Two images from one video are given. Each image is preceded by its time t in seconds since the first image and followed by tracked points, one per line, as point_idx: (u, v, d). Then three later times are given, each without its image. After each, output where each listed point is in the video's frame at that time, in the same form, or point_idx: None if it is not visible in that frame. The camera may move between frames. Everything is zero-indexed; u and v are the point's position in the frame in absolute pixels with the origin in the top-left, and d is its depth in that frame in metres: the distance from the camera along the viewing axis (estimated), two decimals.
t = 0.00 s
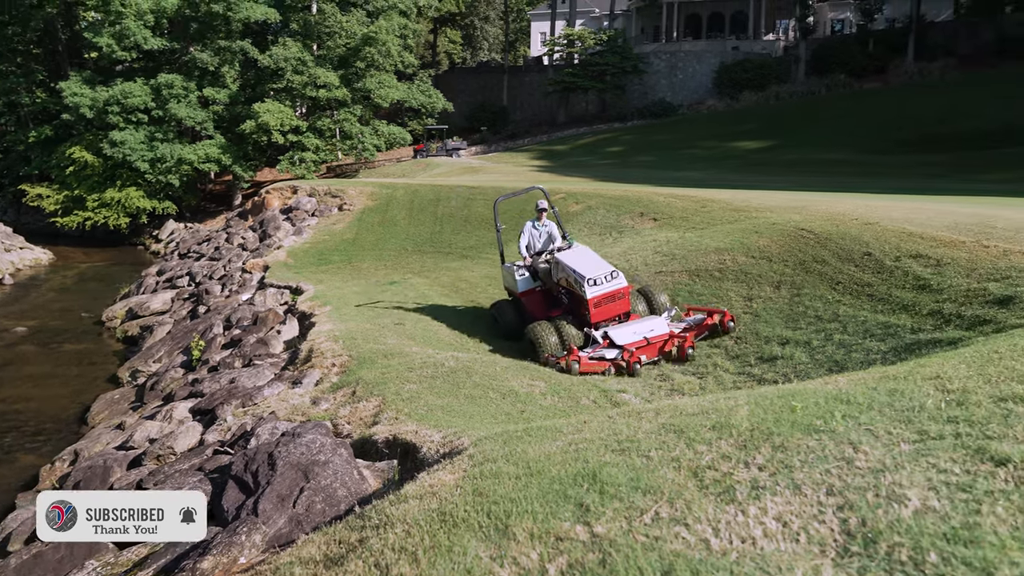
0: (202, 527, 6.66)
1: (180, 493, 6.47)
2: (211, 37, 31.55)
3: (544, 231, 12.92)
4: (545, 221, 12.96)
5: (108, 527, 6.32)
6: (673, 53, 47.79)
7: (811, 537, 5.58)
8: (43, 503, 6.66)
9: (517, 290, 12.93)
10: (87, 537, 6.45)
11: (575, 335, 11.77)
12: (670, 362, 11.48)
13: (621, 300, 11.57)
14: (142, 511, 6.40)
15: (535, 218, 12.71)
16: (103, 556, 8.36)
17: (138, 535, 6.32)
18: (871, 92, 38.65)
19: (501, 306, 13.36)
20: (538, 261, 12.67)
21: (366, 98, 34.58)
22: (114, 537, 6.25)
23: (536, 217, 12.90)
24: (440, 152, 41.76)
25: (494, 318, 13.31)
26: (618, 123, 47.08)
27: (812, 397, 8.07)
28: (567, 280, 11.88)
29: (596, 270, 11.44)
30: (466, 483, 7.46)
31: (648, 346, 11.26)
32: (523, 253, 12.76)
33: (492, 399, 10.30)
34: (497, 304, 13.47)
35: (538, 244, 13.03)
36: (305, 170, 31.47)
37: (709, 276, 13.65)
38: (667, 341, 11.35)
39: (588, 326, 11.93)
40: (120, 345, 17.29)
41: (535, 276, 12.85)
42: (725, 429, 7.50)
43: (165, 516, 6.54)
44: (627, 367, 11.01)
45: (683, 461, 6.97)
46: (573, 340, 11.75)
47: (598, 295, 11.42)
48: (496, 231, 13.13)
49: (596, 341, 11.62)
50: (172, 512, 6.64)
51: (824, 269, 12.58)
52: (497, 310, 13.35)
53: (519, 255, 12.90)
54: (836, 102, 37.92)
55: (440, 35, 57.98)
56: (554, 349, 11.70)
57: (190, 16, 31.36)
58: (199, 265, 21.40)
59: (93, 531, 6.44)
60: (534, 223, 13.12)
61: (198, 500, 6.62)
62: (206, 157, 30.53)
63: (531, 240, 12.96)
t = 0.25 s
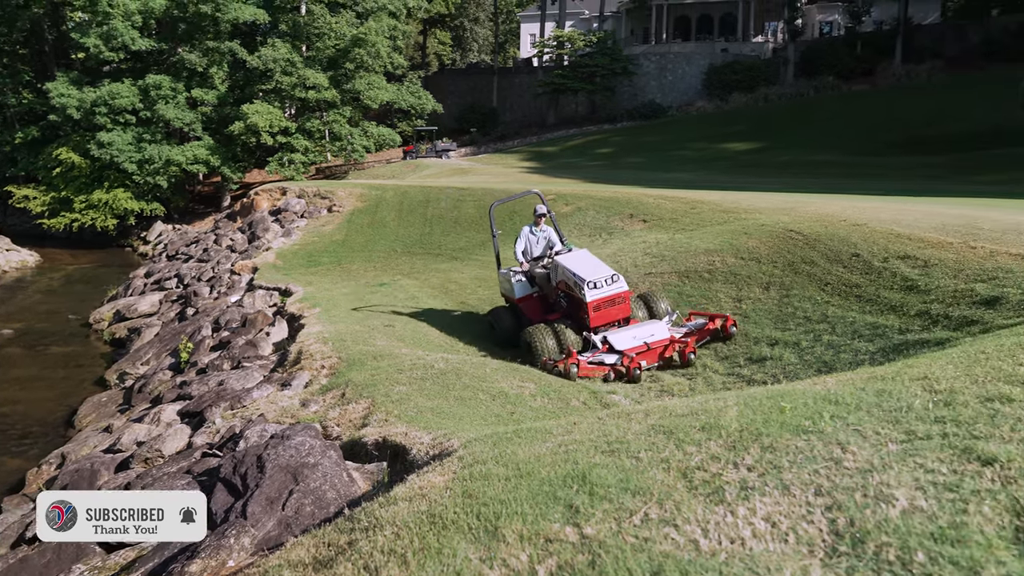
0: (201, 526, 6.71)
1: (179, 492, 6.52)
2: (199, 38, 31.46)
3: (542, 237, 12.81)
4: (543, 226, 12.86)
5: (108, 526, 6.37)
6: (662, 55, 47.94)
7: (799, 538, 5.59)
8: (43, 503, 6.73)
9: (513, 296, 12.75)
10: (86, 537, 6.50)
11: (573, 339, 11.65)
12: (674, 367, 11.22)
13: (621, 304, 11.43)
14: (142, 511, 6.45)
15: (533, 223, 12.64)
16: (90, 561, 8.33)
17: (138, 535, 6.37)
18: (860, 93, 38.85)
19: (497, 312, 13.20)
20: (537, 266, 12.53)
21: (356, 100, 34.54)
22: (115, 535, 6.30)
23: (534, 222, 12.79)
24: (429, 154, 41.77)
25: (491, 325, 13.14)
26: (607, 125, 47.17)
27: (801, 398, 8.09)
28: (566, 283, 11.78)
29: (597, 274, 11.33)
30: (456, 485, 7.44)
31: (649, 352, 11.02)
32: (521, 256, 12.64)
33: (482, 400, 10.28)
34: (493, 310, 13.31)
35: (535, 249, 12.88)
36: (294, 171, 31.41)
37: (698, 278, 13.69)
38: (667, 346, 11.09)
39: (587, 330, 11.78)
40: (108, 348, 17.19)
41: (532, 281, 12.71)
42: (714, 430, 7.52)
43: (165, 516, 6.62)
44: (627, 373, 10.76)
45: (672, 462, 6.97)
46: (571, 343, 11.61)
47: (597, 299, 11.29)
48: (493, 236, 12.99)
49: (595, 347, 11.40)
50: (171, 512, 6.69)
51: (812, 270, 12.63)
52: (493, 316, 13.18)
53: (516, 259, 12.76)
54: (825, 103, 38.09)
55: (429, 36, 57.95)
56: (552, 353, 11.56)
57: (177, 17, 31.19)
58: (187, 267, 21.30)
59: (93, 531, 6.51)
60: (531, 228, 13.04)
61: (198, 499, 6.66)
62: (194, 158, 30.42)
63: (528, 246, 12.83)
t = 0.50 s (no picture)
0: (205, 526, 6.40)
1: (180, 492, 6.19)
2: (184, 40, 31.29)
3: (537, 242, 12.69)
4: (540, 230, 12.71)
5: (107, 527, 6.13)
6: (649, 58, 48.14)
7: (785, 538, 5.61)
8: (44, 503, 6.56)
9: (508, 302, 12.57)
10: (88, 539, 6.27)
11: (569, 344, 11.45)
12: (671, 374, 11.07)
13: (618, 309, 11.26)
14: (141, 511, 6.17)
15: (530, 228, 12.62)
16: (73, 567, 8.27)
17: (136, 537, 6.09)
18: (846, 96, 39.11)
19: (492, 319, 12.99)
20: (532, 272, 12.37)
21: (342, 102, 34.45)
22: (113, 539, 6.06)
23: (530, 228, 12.75)
24: (416, 156, 41.75)
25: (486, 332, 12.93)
26: (594, 127, 47.29)
27: (786, 399, 8.11)
28: (562, 288, 11.62)
29: (594, 277, 11.18)
30: (443, 488, 7.42)
31: (647, 358, 10.82)
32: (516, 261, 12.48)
33: (468, 403, 10.27)
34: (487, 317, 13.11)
35: (530, 255, 12.82)
36: (280, 173, 31.31)
37: (684, 280, 13.73)
38: (666, 352, 10.90)
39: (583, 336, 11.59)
40: (91, 351, 17.05)
41: (527, 286, 12.54)
42: (700, 431, 7.53)
43: (167, 515, 6.30)
44: (625, 380, 10.57)
45: (658, 464, 6.98)
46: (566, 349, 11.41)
47: (594, 303, 11.14)
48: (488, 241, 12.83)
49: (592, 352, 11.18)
50: (173, 511, 6.38)
51: (798, 272, 12.70)
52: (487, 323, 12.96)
53: (511, 264, 12.61)
54: (812, 106, 38.32)
55: (416, 39, 57.92)
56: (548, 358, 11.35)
57: (162, 18, 30.93)
58: (172, 270, 21.18)
59: (93, 531, 6.27)
60: (528, 233, 12.92)
61: (201, 498, 6.29)
62: (179, 160, 30.25)
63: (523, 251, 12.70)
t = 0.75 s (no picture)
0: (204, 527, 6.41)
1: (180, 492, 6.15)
2: (171, 41, 31.16)
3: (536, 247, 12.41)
4: (539, 236, 12.45)
5: (108, 527, 6.06)
6: (637, 60, 48.29)
7: (773, 540, 5.63)
8: (44, 503, 6.42)
9: (506, 308, 12.38)
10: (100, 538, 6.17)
11: (568, 349, 11.23)
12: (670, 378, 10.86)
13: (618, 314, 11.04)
14: (141, 511, 6.10)
15: (529, 234, 12.30)
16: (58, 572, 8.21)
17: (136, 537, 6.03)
18: (834, 99, 39.32)
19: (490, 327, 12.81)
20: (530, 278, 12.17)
21: (330, 104, 34.38)
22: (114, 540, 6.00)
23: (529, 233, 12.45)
24: (405, 158, 41.74)
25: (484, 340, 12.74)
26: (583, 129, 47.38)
27: (774, 401, 8.14)
28: (560, 292, 11.46)
29: (594, 280, 10.94)
30: (432, 491, 7.40)
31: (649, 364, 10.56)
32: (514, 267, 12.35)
33: (458, 405, 10.25)
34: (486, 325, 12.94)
35: (529, 260, 12.53)
36: (268, 176, 31.22)
37: (673, 282, 13.76)
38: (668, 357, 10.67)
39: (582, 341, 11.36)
40: (77, 354, 16.93)
41: (525, 292, 12.39)
42: (688, 433, 7.54)
43: (166, 516, 6.26)
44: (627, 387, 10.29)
45: (647, 466, 6.98)
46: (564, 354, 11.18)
47: (593, 306, 10.90)
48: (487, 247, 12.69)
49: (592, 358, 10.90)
50: (173, 510, 6.32)
51: (786, 273, 12.75)
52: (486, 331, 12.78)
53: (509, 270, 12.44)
54: (800, 108, 38.52)
55: (404, 41, 57.88)
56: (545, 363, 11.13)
57: (148, 19, 30.71)
58: (159, 272, 21.07)
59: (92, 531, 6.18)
60: (528, 238, 12.65)
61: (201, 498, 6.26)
62: (166, 162, 30.11)
63: (522, 256, 12.44)
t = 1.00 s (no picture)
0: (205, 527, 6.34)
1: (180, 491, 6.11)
2: (158, 42, 30.98)
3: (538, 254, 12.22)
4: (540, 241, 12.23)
5: (107, 528, 6.02)
6: (626, 62, 48.42)
7: (761, 540, 5.65)
8: (44, 503, 6.43)
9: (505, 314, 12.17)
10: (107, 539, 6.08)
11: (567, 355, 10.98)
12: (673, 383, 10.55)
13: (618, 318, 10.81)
14: (140, 511, 6.06)
15: (530, 240, 12.06)
16: None
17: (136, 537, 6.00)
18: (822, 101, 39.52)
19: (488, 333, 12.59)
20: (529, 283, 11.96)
21: (319, 105, 34.28)
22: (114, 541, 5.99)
23: (531, 239, 12.22)
24: (394, 160, 41.70)
25: (480, 346, 12.52)
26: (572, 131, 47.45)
27: (762, 402, 8.16)
28: (558, 297, 11.25)
29: (592, 283, 10.75)
30: (420, 493, 7.38)
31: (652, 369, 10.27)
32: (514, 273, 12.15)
33: (446, 407, 10.23)
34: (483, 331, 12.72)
35: (530, 267, 12.30)
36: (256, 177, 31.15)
37: (662, 283, 13.78)
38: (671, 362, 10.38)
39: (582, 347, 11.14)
40: (63, 357, 16.82)
41: (524, 298, 12.18)
42: (677, 434, 7.55)
43: (167, 515, 6.20)
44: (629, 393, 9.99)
45: (636, 467, 6.98)
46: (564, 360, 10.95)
47: (593, 309, 10.68)
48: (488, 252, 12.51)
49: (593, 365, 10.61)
50: (174, 510, 6.28)
51: (774, 275, 12.80)
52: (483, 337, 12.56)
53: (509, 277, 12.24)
54: (788, 110, 38.69)
55: (393, 42, 57.84)
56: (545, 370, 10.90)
57: (136, 20, 30.58)
58: (146, 274, 20.97)
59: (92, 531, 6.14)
60: (528, 244, 12.42)
61: (201, 498, 6.23)
62: (153, 164, 29.98)
63: (523, 263, 12.22)
